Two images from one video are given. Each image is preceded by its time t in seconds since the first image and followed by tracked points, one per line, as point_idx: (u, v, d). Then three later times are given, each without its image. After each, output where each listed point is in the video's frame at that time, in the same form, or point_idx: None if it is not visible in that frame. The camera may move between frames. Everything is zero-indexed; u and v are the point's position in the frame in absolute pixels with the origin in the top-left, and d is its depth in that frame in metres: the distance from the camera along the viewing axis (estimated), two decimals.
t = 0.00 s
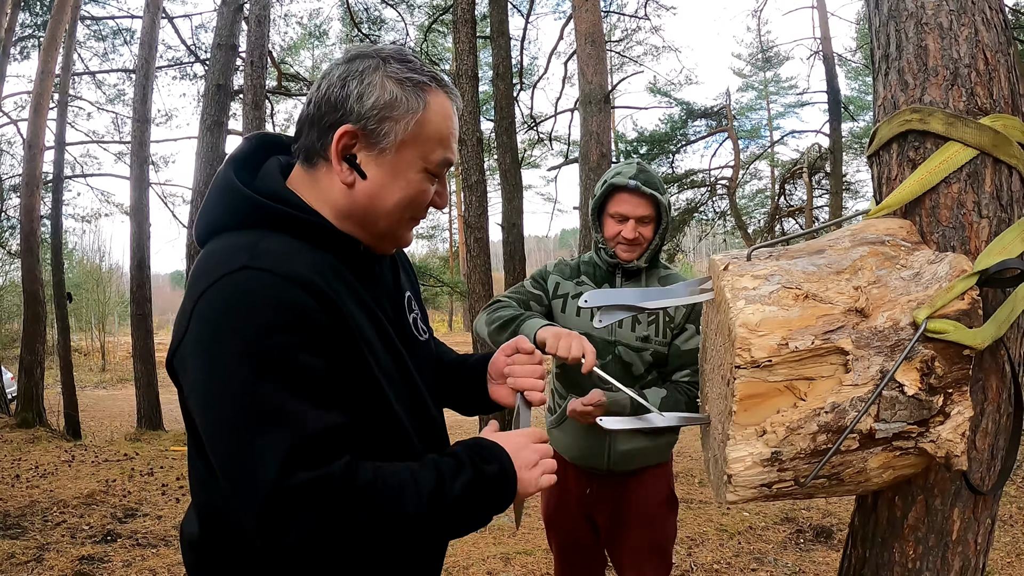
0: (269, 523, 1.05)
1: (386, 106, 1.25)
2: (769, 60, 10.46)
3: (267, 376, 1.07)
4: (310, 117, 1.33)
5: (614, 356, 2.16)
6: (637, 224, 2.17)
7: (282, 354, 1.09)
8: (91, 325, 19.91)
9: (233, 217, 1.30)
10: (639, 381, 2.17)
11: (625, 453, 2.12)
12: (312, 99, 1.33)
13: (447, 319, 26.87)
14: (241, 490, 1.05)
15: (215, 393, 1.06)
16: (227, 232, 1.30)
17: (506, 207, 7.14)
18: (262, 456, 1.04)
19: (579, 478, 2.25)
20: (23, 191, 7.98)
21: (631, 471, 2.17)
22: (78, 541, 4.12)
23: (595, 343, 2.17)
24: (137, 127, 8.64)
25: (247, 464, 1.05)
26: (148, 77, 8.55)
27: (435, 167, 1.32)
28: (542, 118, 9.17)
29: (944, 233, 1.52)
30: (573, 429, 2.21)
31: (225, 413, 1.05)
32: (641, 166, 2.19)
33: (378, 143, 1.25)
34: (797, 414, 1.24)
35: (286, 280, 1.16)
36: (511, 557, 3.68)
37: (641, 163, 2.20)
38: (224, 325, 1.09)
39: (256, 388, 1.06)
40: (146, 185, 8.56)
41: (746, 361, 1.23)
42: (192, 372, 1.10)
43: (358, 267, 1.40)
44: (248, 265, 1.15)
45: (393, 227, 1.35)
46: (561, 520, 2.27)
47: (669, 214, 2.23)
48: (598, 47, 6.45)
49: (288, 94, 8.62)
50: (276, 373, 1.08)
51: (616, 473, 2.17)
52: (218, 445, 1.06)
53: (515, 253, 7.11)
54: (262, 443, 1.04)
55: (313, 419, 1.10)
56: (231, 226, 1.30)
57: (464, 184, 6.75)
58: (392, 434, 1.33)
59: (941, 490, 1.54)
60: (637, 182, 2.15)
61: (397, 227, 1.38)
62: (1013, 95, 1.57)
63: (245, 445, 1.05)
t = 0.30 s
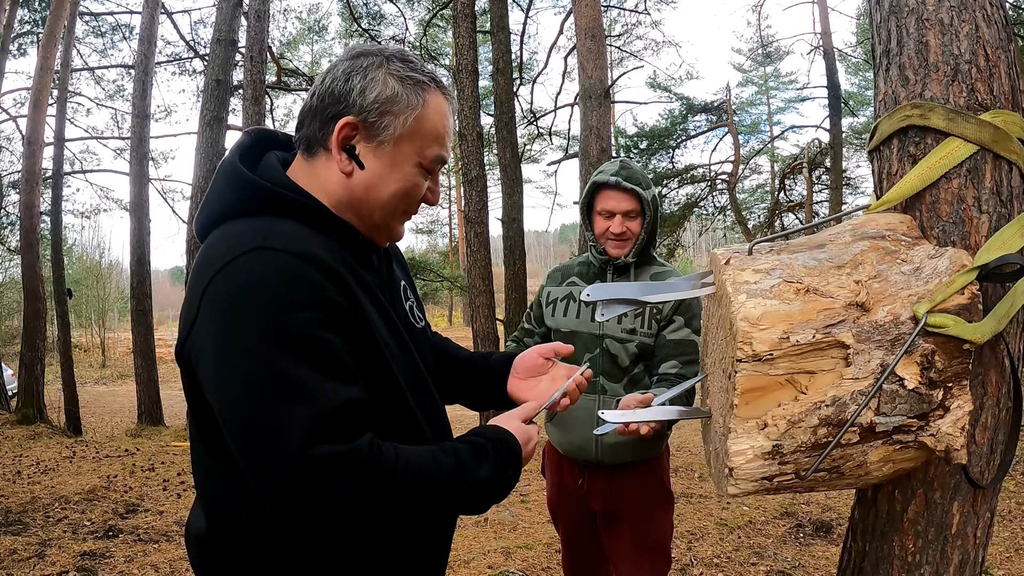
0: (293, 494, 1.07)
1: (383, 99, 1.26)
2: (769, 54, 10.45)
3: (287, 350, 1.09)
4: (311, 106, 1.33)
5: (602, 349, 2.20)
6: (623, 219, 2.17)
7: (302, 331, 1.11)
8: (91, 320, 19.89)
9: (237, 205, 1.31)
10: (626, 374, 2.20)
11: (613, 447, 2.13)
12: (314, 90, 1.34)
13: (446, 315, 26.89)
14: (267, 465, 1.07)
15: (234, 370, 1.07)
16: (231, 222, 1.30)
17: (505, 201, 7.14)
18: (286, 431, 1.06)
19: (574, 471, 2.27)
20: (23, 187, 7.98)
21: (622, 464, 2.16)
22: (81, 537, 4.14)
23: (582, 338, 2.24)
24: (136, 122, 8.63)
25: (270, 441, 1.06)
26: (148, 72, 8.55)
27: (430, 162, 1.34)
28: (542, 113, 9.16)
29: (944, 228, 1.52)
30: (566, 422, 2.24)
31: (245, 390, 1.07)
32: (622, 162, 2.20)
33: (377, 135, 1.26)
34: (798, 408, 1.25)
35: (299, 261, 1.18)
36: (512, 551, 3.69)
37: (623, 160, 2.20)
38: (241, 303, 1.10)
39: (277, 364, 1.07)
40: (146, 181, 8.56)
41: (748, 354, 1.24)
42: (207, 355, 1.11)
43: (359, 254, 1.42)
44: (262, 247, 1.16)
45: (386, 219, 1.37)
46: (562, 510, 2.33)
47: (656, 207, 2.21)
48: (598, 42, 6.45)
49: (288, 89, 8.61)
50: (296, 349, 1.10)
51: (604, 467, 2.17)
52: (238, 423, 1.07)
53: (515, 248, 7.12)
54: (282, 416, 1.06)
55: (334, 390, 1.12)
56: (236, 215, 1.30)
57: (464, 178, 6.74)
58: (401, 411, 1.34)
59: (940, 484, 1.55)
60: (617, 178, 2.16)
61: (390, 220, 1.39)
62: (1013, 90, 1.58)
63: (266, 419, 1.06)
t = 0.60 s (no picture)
0: (249, 442, 1.22)
1: (387, 108, 1.29)
2: (764, 50, 10.44)
3: (261, 330, 1.19)
4: (315, 82, 1.33)
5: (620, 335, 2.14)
6: (630, 198, 2.16)
7: (268, 306, 1.20)
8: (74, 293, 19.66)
9: (261, 179, 1.40)
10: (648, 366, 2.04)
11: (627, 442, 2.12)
12: (324, 67, 1.33)
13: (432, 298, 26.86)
14: (245, 430, 1.21)
15: (212, 331, 1.22)
16: (251, 201, 1.40)
17: (495, 186, 7.11)
18: (239, 392, 1.19)
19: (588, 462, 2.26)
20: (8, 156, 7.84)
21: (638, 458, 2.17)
22: (58, 511, 4.12)
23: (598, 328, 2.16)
24: (123, 93, 8.48)
25: (246, 411, 1.19)
26: (138, 43, 8.40)
27: (418, 173, 1.39)
28: (536, 99, 9.11)
29: (928, 230, 1.54)
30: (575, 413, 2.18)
31: (218, 350, 1.21)
32: (632, 146, 2.25)
33: (366, 137, 1.30)
34: (773, 401, 1.26)
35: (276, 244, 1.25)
36: (488, 534, 3.72)
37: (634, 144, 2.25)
38: (222, 274, 1.23)
39: (242, 333, 1.19)
40: (132, 154, 8.44)
41: (726, 346, 1.24)
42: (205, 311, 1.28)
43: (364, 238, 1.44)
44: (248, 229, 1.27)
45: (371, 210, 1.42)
46: (564, 497, 2.35)
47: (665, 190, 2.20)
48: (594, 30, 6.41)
49: (280, 65, 8.50)
50: (260, 323, 1.19)
51: (619, 459, 2.19)
52: (215, 375, 1.23)
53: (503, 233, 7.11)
54: (239, 378, 1.19)
55: (291, 364, 1.20)
56: (256, 194, 1.39)
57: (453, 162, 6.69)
58: (383, 395, 1.37)
59: (913, 483, 1.58)
60: (626, 158, 2.19)
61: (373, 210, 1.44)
62: (1003, 97, 1.59)
63: (229, 377, 1.20)
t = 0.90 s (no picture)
0: (212, 436, 1.20)
1: (374, 101, 1.30)
2: (763, 50, 10.46)
3: (230, 322, 1.19)
4: (297, 72, 1.35)
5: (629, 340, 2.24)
6: (630, 208, 2.22)
7: (239, 301, 1.20)
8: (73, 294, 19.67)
9: (239, 176, 1.41)
10: (653, 367, 2.22)
11: (638, 441, 2.19)
12: (306, 58, 1.35)
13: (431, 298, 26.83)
14: (212, 424, 1.19)
15: (182, 325, 1.21)
16: (229, 198, 1.40)
17: (493, 187, 7.12)
18: (206, 387, 1.18)
19: (592, 464, 2.27)
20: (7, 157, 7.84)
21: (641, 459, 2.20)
22: (58, 512, 4.11)
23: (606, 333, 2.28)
24: (122, 94, 8.49)
25: (213, 403, 1.18)
26: (137, 44, 8.42)
27: (402, 168, 1.41)
28: (534, 99, 9.12)
29: (925, 230, 1.54)
30: (586, 415, 2.28)
31: (188, 344, 1.20)
32: (630, 150, 2.23)
33: (349, 131, 1.31)
34: (771, 400, 1.27)
35: (251, 239, 1.25)
36: (487, 534, 3.72)
37: (632, 148, 2.24)
38: (195, 269, 1.23)
39: (212, 327, 1.18)
40: (131, 155, 8.46)
41: (724, 346, 1.26)
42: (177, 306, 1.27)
43: (347, 239, 1.45)
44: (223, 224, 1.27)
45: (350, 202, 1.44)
46: (567, 501, 2.32)
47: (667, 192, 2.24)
48: (592, 30, 6.42)
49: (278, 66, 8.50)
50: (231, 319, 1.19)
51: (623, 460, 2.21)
52: (184, 370, 1.22)
53: (502, 233, 7.12)
54: (208, 372, 1.18)
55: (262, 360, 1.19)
56: (236, 191, 1.40)
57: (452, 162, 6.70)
58: (362, 395, 1.37)
59: (911, 482, 1.58)
60: (622, 168, 2.20)
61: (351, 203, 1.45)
62: (1000, 98, 1.60)
63: (198, 371, 1.19)
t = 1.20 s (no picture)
0: (205, 442, 1.19)
1: (375, 99, 1.31)
2: (760, 52, 10.49)
3: (222, 322, 1.18)
4: (295, 67, 1.34)
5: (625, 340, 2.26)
6: (624, 208, 2.27)
7: (231, 304, 1.19)
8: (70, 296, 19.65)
9: (226, 174, 1.40)
10: (649, 367, 2.23)
11: (632, 443, 2.17)
12: (306, 52, 1.35)
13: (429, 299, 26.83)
14: (201, 423, 1.18)
15: (172, 331, 1.20)
16: (218, 198, 1.40)
17: (490, 188, 7.12)
18: (198, 393, 1.16)
19: (590, 464, 2.29)
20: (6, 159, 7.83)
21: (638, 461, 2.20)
22: (55, 514, 4.10)
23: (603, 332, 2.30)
24: (120, 96, 8.48)
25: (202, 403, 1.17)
26: (134, 46, 8.41)
27: (398, 169, 1.42)
28: (531, 100, 9.14)
29: (919, 232, 1.55)
30: (583, 414, 2.31)
31: (178, 349, 1.19)
32: (624, 152, 2.29)
33: (349, 129, 1.32)
34: (766, 401, 1.27)
35: (243, 240, 1.25)
36: (485, 535, 3.72)
37: (625, 150, 2.29)
38: (183, 273, 1.22)
39: (203, 331, 1.18)
40: (129, 157, 8.45)
41: (719, 347, 1.26)
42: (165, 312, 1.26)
43: (338, 238, 1.45)
44: (212, 224, 1.26)
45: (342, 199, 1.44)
46: (564, 501, 2.33)
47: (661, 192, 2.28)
48: (589, 31, 6.43)
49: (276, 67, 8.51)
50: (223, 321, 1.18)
51: (619, 461, 2.21)
52: (175, 376, 1.21)
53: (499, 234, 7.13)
54: (201, 378, 1.17)
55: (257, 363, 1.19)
56: (224, 190, 1.39)
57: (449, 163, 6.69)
58: (356, 395, 1.37)
59: (906, 482, 1.59)
60: (614, 168, 2.26)
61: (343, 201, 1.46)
62: (994, 99, 1.61)
63: (189, 376, 1.18)
